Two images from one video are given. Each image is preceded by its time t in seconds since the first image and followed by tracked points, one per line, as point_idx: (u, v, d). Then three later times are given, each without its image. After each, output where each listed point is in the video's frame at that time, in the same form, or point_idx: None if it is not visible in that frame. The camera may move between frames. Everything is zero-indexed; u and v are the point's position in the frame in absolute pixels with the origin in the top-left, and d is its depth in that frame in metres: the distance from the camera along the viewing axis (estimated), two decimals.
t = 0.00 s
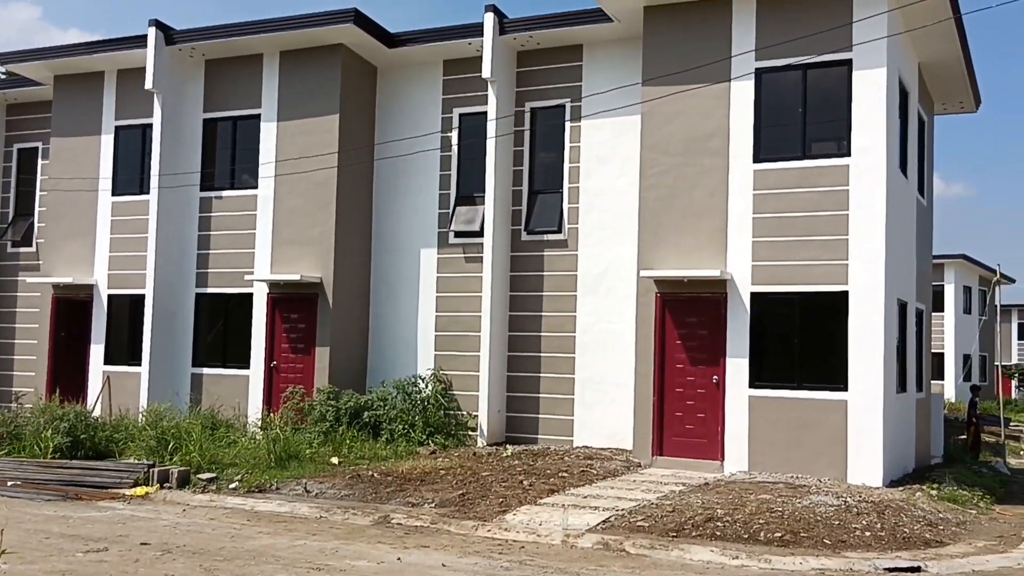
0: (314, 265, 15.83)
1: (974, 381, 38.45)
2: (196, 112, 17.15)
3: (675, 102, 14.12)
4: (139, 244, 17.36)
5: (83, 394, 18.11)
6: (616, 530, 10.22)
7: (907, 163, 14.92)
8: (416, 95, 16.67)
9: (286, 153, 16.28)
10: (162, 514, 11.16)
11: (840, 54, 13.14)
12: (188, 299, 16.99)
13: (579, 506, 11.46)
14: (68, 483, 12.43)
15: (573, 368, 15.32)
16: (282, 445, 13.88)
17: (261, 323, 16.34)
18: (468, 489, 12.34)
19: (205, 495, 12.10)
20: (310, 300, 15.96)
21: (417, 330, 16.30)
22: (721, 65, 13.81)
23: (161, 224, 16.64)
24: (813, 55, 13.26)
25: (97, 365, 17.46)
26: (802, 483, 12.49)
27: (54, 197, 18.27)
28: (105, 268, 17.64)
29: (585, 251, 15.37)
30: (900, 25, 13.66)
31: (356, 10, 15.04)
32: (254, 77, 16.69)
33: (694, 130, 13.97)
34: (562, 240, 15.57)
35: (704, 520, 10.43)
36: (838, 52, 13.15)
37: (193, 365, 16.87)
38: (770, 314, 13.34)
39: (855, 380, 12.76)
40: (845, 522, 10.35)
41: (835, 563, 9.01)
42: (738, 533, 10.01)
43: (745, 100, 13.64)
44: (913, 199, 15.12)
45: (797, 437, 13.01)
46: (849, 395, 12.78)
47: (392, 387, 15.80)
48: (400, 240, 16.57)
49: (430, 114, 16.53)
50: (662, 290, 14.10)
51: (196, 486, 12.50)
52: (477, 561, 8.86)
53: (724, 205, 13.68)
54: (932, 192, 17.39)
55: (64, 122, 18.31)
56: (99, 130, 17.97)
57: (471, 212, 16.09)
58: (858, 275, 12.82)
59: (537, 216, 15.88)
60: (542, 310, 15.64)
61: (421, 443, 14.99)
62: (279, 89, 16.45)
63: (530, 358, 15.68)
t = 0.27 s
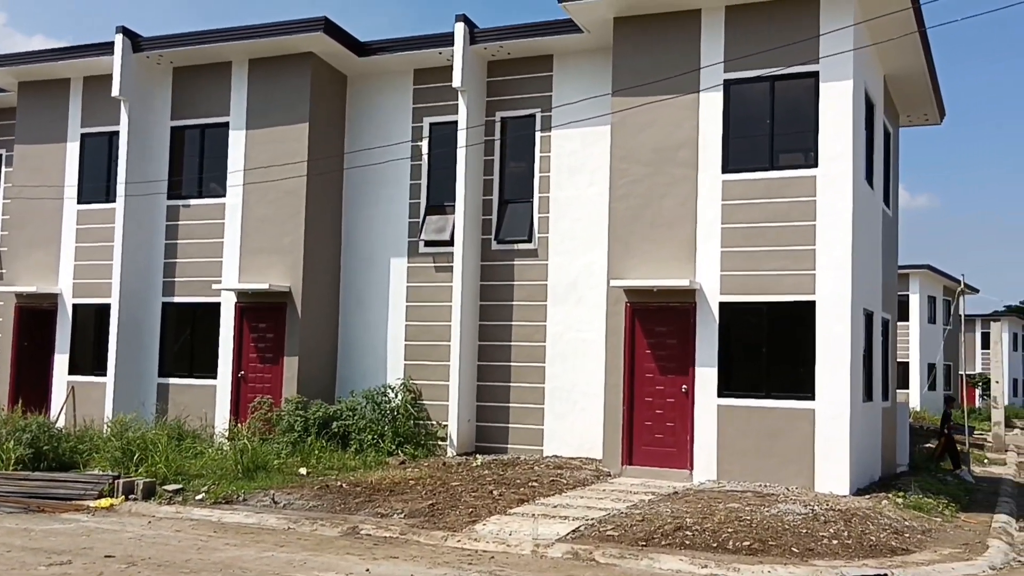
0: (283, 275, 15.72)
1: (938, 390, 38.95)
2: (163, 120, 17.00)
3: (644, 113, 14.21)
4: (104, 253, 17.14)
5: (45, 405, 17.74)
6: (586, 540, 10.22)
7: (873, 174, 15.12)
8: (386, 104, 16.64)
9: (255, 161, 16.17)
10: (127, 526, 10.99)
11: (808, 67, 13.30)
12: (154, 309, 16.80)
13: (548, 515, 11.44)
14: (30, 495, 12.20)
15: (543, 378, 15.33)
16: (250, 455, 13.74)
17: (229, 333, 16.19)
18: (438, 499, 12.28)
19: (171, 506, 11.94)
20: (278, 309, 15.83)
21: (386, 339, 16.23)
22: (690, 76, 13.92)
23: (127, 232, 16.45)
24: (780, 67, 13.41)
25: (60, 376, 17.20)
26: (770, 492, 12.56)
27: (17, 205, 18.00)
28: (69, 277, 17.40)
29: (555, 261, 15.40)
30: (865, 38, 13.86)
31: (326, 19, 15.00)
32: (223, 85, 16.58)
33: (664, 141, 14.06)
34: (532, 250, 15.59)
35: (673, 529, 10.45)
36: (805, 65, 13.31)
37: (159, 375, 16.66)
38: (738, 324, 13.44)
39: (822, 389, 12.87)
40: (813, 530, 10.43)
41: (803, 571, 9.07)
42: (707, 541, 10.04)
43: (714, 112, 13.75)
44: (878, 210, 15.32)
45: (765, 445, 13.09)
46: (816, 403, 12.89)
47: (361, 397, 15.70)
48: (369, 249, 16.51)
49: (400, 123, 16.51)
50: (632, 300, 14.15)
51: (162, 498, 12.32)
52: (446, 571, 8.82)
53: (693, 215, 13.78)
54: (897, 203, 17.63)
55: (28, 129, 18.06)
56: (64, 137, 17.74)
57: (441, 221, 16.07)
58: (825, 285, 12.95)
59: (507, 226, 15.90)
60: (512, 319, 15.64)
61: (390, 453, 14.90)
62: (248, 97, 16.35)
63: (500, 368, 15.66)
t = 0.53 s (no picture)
0: (265, 282, 15.65)
1: (918, 397, 39.21)
2: (144, 126, 16.92)
3: (627, 121, 14.26)
4: (84, 260, 17.00)
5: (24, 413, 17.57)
6: (569, 547, 10.21)
7: (854, 182, 15.23)
8: (370, 110, 16.62)
9: (237, 168, 16.10)
10: (107, 535, 10.89)
11: (789, 76, 13.39)
12: (134, 316, 16.68)
13: (532, 523, 11.43)
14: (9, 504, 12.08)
15: (526, 385, 15.32)
16: (231, 463, 13.66)
17: (210, 340, 16.09)
18: (421, 507, 12.24)
19: (152, 515, 11.84)
20: (260, 317, 15.75)
21: (369, 347, 16.18)
22: (673, 84, 13.99)
23: (108, 239, 16.33)
24: (762, 76, 13.50)
25: (39, 384, 17.03)
26: (752, 499, 12.60)
27: None
28: (49, 284, 17.25)
29: (538, 268, 15.41)
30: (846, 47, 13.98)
31: (309, 25, 14.97)
32: (205, 91, 16.51)
33: (646, 149, 14.11)
34: (515, 257, 15.59)
35: (656, 536, 10.47)
36: (786, 74, 13.39)
37: (139, 383, 16.53)
38: (720, 331, 13.49)
39: (803, 396, 12.94)
40: (795, 538, 10.47)
41: None
42: (689, 549, 10.06)
43: (696, 120, 13.82)
44: (859, 218, 15.43)
45: (747, 452, 13.14)
46: (797, 410, 12.95)
47: (343, 405, 15.64)
48: (352, 256, 16.47)
49: (383, 130, 16.49)
50: (614, 307, 14.19)
51: (142, 507, 12.22)
52: None
53: (675, 223, 13.83)
54: (877, 211, 17.77)
55: (8, 135, 17.91)
56: (44, 143, 17.60)
57: (424, 228, 16.07)
58: (806, 293, 13.02)
59: (490, 233, 15.91)
60: (495, 326, 15.63)
61: (372, 460, 14.84)
62: (230, 104, 16.28)
63: (483, 375, 15.64)
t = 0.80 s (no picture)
0: (255, 286, 15.60)
1: (907, 402, 39.35)
2: (135, 131, 16.86)
3: (618, 127, 14.29)
4: (74, 264, 16.92)
5: (12, 418, 17.48)
6: (561, 553, 10.20)
7: (844, 187, 15.29)
8: (361, 115, 16.61)
9: (228, 172, 16.05)
10: (96, 541, 10.82)
11: (779, 82, 13.44)
12: (124, 321, 16.60)
13: (523, 528, 11.42)
14: None
15: (517, 390, 15.32)
16: (222, 469, 13.60)
17: (200, 345, 16.02)
18: (412, 513, 12.21)
19: (142, 521, 11.77)
20: (250, 321, 15.70)
21: (360, 352, 16.14)
22: (664, 90, 14.03)
23: (97, 243, 16.26)
24: (752, 82, 13.55)
25: (28, 389, 16.94)
26: (743, 504, 12.62)
27: None
28: (38, 288, 17.15)
29: (529, 273, 15.42)
30: (836, 54, 14.04)
31: (300, 30, 14.95)
32: (196, 95, 16.47)
33: (638, 155, 14.14)
34: (507, 262, 15.59)
35: (647, 542, 10.47)
36: (777, 80, 13.45)
37: (128, 388, 16.45)
38: (710, 336, 13.52)
39: (794, 401, 12.97)
40: (786, 542, 10.49)
41: None
42: (681, 554, 10.06)
43: (687, 126, 13.86)
44: (849, 223, 15.49)
45: (738, 457, 13.16)
46: (787, 415, 12.98)
47: (334, 410, 15.60)
48: (343, 261, 16.44)
49: (374, 135, 16.48)
50: (606, 312, 14.20)
51: (132, 512, 12.15)
52: None
53: (666, 228, 13.86)
54: (868, 217, 17.83)
55: None
56: (34, 147, 17.53)
57: (414, 233, 16.05)
58: (797, 298, 13.06)
59: (482, 238, 15.90)
60: (486, 331, 15.63)
61: (363, 466, 14.80)
62: (221, 108, 16.24)
63: (474, 380, 15.63)
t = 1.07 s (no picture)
0: (255, 293, 15.61)
1: (905, 410, 39.37)
2: (135, 137, 16.89)
3: (618, 135, 14.33)
4: (73, 270, 16.91)
5: (11, 425, 17.46)
6: (560, 560, 10.19)
7: (843, 195, 15.33)
8: (361, 123, 16.64)
9: (228, 179, 16.07)
10: (95, 548, 10.81)
11: (779, 90, 13.48)
12: (123, 328, 16.60)
13: (523, 535, 11.41)
14: None
15: (517, 397, 15.32)
16: (221, 475, 13.59)
17: (199, 352, 16.01)
18: (411, 520, 12.20)
19: (141, 528, 11.76)
20: (250, 328, 15.69)
21: (359, 358, 16.14)
22: (664, 98, 14.07)
23: (97, 249, 16.26)
24: (752, 91, 13.60)
25: (26, 395, 16.91)
26: (742, 512, 12.62)
27: None
28: (37, 295, 17.14)
29: (528, 280, 15.44)
30: (835, 62, 14.08)
31: (300, 37, 14.99)
32: (196, 102, 16.49)
33: (637, 162, 14.17)
34: (506, 269, 15.61)
35: (647, 549, 10.47)
36: (776, 89, 13.49)
37: (127, 395, 16.43)
38: (709, 344, 13.54)
39: (793, 408, 12.98)
40: (786, 550, 10.49)
41: None
42: (681, 561, 10.07)
43: (686, 134, 13.90)
44: (848, 231, 15.52)
45: (737, 465, 13.17)
46: (786, 422, 12.99)
47: (333, 417, 15.59)
48: (342, 268, 16.45)
49: (374, 142, 16.51)
50: (605, 319, 14.21)
51: (131, 519, 12.13)
52: None
53: (666, 236, 13.88)
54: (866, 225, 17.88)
55: None
56: (34, 153, 17.54)
57: (413, 240, 16.07)
58: (796, 305, 13.08)
59: (481, 245, 15.92)
60: (485, 338, 15.63)
61: (362, 473, 14.79)
62: (221, 115, 16.27)
63: (473, 387, 15.63)
